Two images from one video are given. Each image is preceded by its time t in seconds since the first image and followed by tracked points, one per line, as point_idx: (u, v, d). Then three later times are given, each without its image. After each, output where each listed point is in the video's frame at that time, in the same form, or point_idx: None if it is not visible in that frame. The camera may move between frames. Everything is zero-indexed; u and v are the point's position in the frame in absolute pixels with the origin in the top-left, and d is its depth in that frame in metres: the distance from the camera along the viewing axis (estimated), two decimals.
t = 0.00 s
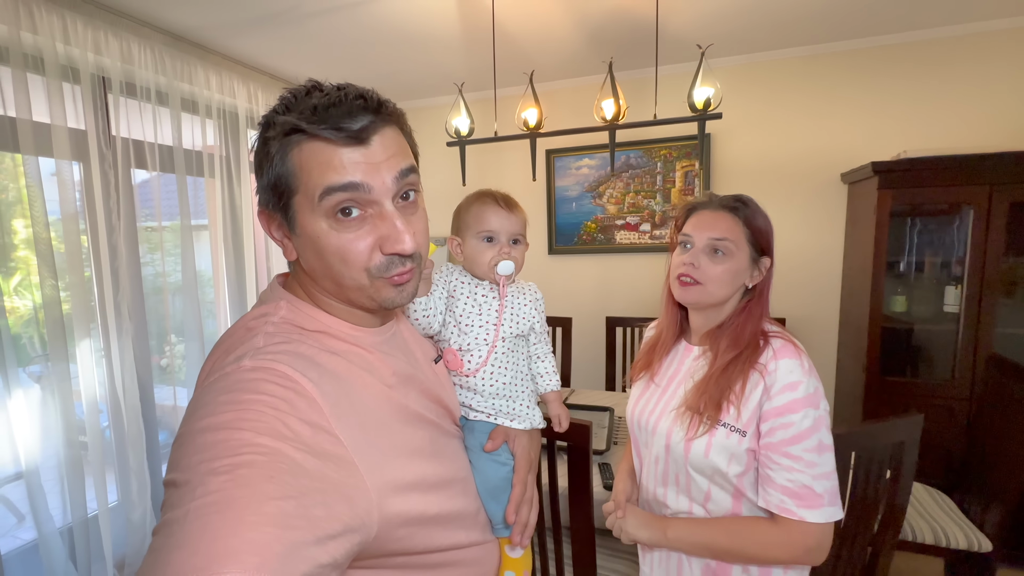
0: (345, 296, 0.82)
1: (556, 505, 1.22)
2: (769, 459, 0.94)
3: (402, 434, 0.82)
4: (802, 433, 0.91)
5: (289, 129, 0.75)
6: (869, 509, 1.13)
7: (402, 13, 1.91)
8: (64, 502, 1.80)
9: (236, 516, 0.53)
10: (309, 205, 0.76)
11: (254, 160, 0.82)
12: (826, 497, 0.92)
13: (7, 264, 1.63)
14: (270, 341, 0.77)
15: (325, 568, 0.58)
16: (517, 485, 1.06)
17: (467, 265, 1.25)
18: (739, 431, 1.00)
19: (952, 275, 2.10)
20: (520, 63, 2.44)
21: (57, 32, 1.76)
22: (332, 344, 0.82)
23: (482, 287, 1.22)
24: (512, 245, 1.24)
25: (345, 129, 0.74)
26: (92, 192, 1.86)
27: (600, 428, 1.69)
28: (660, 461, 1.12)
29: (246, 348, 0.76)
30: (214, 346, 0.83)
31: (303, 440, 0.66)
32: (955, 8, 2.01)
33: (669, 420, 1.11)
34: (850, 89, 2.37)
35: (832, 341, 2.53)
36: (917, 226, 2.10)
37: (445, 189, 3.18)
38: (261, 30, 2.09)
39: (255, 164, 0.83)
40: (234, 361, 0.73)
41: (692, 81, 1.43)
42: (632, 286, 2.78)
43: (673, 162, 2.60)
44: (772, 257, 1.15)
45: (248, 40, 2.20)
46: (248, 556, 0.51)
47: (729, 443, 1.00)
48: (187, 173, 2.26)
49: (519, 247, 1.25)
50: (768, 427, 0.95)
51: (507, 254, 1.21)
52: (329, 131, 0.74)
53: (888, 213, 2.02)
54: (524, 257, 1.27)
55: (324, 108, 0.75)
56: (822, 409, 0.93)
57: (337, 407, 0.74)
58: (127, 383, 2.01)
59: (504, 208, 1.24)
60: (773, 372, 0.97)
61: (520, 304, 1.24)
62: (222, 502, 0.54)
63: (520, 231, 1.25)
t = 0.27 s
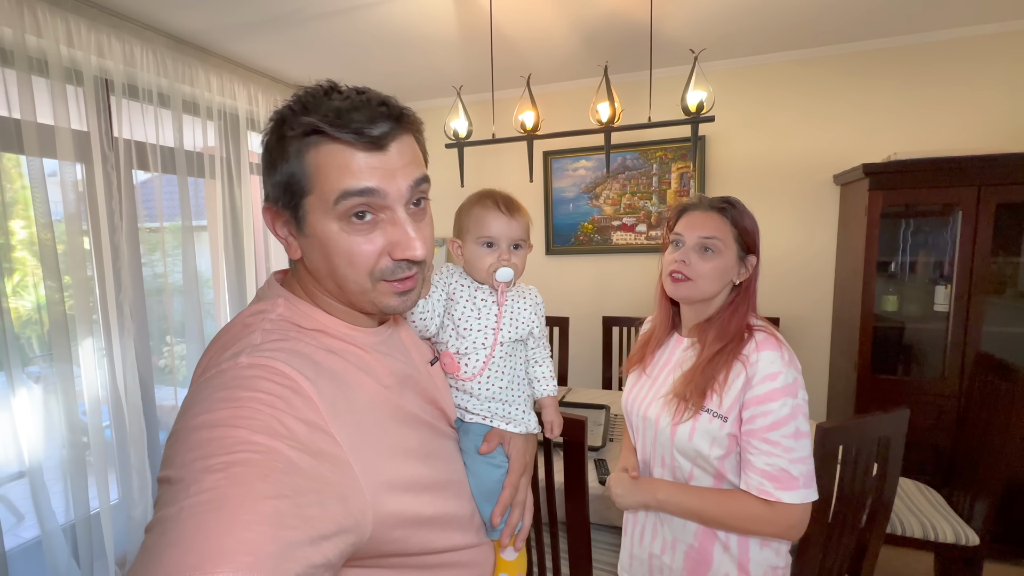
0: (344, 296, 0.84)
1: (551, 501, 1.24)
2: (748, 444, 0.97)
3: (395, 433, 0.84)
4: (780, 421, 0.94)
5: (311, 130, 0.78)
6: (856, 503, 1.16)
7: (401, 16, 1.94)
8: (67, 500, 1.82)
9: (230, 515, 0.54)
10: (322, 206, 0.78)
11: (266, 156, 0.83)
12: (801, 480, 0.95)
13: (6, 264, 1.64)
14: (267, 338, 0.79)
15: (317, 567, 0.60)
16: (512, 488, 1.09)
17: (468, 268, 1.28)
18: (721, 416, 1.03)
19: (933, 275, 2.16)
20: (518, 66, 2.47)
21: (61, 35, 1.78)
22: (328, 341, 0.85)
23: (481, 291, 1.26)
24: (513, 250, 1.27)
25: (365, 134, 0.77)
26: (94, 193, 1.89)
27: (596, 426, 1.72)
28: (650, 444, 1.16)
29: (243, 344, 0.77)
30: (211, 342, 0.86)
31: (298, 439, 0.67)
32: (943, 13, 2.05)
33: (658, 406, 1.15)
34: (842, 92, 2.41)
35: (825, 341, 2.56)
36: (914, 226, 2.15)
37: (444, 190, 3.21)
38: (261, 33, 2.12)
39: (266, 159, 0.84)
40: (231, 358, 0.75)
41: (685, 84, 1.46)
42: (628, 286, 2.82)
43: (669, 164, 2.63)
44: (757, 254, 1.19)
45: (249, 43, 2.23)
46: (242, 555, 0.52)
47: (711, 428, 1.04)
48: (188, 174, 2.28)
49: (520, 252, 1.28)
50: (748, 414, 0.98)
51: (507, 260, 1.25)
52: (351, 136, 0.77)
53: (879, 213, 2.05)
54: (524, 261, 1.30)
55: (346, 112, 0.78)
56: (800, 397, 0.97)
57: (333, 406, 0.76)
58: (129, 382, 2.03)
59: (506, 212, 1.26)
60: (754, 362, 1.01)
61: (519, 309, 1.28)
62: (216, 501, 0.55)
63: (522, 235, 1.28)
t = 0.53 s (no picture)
0: (390, 290, 0.88)
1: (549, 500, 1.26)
2: (740, 433, 1.00)
3: (388, 436, 0.86)
4: (769, 412, 0.97)
5: (397, 132, 0.83)
6: (850, 502, 1.18)
7: (401, 17, 1.95)
8: (69, 499, 1.83)
9: (222, 523, 0.56)
10: (417, 203, 0.85)
11: (322, 149, 0.80)
12: (789, 467, 0.97)
13: (5, 264, 1.64)
14: (262, 341, 0.79)
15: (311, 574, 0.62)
16: (508, 493, 1.10)
17: (464, 273, 1.29)
18: (713, 407, 1.05)
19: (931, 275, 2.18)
20: (517, 67, 2.48)
21: (63, 36, 1.79)
22: (325, 345, 0.86)
23: (478, 296, 1.26)
24: (507, 254, 1.28)
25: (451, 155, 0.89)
26: (96, 192, 1.90)
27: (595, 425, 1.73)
28: (647, 434, 1.19)
29: (238, 348, 0.78)
30: (206, 343, 0.85)
31: (292, 444, 0.69)
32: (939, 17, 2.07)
33: (654, 397, 1.17)
34: (838, 95, 2.43)
35: (822, 340, 2.58)
36: (907, 230, 2.14)
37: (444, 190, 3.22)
38: (263, 34, 2.13)
39: (318, 151, 0.80)
40: (225, 361, 0.75)
41: (684, 87, 1.48)
42: (627, 287, 2.83)
43: (667, 165, 2.65)
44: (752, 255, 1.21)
45: (251, 43, 2.24)
46: (233, 564, 0.54)
47: (705, 417, 1.06)
48: (188, 173, 2.29)
49: (515, 255, 1.29)
50: (740, 405, 1.00)
51: (500, 263, 1.26)
52: (438, 145, 0.87)
53: (874, 215, 2.07)
54: (521, 264, 1.30)
55: (423, 122, 0.86)
56: (789, 390, 0.98)
57: (328, 411, 0.77)
58: (130, 380, 2.04)
59: (498, 215, 1.27)
60: (745, 357, 1.03)
61: (517, 314, 1.28)
62: (208, 508, 0.56)
63: (518, 238, 1.29)
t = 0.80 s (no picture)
0: (399, 290, 0.91)
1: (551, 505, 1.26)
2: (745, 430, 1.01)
3: (389, 438, 0.86)
4: (773, 408, 0.98)
5: (416, 140, 0.86)
6: (850, 503, 1.18)
7: (402, 22, 1.96)
8: (65, 501, 1.82)
9: (228, 523, 0.56)
10: (432, 208, 0.88)
11: (344, 155, 0.82)
12: (792, 459, 0.99)
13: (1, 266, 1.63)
14: (264, 343, 0.79)
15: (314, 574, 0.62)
16: (508, 495, 1.10)
17: (461, 276, 1.30)
18: (718, 404, 1.07)
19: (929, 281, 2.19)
20: (518, 72, 2.50)
21: (65, 38, 1.79)
22: (326, 347, 0.86)
23: (475, 297, 1.27)
24: (502, 255, 1.28)
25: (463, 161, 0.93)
26: (95, 194, 1.90)
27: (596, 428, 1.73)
28: (650, 434, 1.19)
29: (241, 350, 0.78)
30: (208, 346, 0.85)
31: (296, 446, 0.69)
32: (936, 25, 2.09)
33: (660, 396, 1.18)
34: (836, 102, 2.45)
35: (820, 346, 2.59)
36: (907, 232, 2.17)
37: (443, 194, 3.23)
38: (264, 38, 2.13)
39: (341, 158, 0.82)
40: (228, 364, 0.75)
41: (684, 93, 1.49)
42: (626, 291, 2.84)
43: (666, 170, 2.66)
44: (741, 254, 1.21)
45: (252, 47, 2.24)
46: (240, 564, 0.54)
47: (709, 415, 1.07)
48: (188, 177, 2.29)
49: (511, 257, 1.29)
50: (745, 404, 1.02)
51: (496, 266, 1.26)
52: (452, 151, 0.91)
53: (872, 221, 2.09)
54: (517, 265, 1.31)
55: (439, 130, 0.89)
56: (789, 387, 1.01)
57: (331, 413, 0.77)
58: (128, 383, 2.03)
59: (492, 217, 1.27)
60: (748, 357, 1.04)
61: (514, 314, 1.29)
62: (214, 509, 0.56)
63: (513, 240, 1.29)
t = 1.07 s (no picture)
0: (398, 289, 0.90)
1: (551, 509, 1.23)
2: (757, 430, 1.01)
3: (391, 438, 0.84)
4: (784, 408, 0.99)
5: (416, 143, 0.85)
6: (854, 514, 1.17)
7: (404, 24, 1.95)
8: (58, 506, 1.79)
9: (234, 520, 0.55)
10: (432, 209, 0.88)
11: (345, 158, 0.81)
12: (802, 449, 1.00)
13: None
14: (266, 343, 0.78)
15: (319, 571, 0.61)
16: (507, 494, 1.08)
17: (459, 279, 1.28)
18: (723, 406, 1.05)
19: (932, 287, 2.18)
20: (519, 75, 2.49)
21: (63, 38, 1.78)
22: (326, 347, 0.84)
23: (474, 299, 1.25)
24: (499, 258, 1.26)
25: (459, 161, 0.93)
26: (92, 196, 1.88)
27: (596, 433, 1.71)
28: (653, 438, 1.16)
29: (242, 350, 0.76)
30: (208, 349, 0.84)
31: (299, 445, 0.67)
32: (938, 30, 2.09)
33: (666, 399, 1.15)
34: (837, 106, 2.45)
35: (821, 351, 2.58)
36: (907, 237, 2.15)
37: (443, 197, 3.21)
38: (265, 40, 2.13)
39: (343, 161, 0.81)
40: (230, 364, 0.74)
41: (686, 96, 1.48)
42: (627, 295, 2.83)
43: (667, 173, 2.66)
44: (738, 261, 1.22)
45: (253, 49, 2.24)
46: (246, 560, 0.53)
47: (716, 417, 1.06)
48: (187, 178, 2.27)
49: (507, 260, 1.27)
50: (754, 406, 1.01)
51: (493, 268, 1.24)
52: (450, 154, 0.91)
53: (874, 226, 2.08)
54: (513, 268, 1.29)
55: (437, 133, 0.89)
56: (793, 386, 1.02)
57: (333, 412, 0.76)
58: (123, 386, 2.01)
59: (489, 221, 1.26)
60: (752, 360, 1.04)
61: (510, 315, 1.27)
62: (219, 506, 0.55)
63: (509, 243, 1.27)
